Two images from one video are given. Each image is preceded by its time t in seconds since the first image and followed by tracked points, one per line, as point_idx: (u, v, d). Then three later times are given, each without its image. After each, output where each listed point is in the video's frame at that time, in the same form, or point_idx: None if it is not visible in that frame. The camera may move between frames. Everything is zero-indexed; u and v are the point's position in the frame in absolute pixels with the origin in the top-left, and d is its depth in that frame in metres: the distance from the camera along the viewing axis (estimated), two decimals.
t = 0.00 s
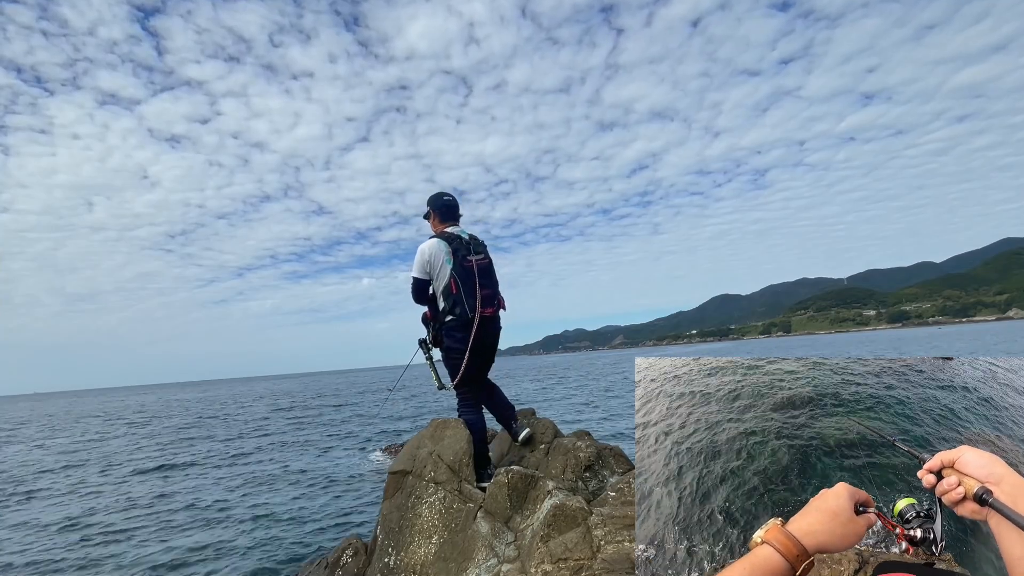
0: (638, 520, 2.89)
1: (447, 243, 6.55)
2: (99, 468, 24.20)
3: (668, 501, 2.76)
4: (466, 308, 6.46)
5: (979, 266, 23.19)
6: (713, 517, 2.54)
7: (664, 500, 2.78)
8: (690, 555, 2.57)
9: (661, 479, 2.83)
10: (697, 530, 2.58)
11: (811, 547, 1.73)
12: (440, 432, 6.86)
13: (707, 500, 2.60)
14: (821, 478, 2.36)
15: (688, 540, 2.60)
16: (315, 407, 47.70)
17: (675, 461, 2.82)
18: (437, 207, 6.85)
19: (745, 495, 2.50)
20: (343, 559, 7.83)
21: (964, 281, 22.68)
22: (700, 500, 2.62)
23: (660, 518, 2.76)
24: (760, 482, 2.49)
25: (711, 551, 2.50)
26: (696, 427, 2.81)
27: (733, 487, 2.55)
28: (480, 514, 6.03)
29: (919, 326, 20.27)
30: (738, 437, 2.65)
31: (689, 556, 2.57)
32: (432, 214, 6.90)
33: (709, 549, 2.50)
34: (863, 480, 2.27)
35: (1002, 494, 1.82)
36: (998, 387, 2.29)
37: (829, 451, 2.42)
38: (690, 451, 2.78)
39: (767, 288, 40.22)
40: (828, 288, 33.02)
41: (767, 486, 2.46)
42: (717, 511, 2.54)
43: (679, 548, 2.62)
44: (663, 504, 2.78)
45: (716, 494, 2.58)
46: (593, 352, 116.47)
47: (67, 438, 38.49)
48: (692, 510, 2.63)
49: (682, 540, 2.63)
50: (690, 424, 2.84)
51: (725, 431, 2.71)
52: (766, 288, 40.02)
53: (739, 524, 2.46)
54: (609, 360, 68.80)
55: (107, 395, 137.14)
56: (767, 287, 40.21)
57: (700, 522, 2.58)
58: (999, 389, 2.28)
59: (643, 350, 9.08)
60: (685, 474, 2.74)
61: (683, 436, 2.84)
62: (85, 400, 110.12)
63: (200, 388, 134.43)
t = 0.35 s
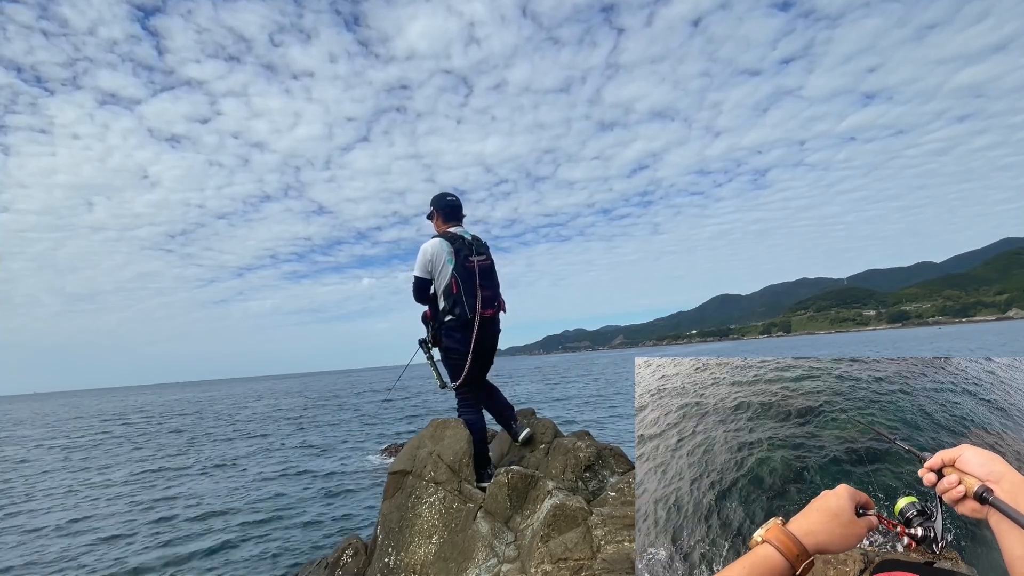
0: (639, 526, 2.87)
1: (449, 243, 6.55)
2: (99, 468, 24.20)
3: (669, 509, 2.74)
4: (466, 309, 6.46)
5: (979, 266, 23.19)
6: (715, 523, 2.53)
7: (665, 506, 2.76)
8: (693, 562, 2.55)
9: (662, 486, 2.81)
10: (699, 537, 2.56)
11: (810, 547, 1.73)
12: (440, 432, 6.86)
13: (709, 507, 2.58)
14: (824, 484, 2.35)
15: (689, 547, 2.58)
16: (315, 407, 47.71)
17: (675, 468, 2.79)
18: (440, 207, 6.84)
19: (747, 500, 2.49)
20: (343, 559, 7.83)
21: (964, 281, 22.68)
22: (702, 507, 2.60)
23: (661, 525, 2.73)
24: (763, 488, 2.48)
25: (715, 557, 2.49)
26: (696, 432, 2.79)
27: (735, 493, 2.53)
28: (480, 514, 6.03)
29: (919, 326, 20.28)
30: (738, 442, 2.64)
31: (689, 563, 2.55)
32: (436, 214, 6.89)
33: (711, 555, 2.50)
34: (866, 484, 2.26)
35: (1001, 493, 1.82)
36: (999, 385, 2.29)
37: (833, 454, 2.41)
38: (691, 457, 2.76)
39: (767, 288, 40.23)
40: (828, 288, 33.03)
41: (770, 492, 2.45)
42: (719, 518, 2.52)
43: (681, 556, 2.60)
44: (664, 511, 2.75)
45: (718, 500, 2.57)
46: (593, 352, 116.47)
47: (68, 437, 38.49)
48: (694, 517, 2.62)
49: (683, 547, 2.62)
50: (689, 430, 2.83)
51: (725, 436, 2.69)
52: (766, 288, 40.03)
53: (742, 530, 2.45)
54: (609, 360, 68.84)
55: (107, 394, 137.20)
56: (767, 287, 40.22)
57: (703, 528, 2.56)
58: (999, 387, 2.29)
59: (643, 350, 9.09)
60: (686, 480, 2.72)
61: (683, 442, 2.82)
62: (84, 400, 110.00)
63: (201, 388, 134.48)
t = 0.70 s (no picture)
0: (639, 529, 2.87)
1: (452, 243, 6.55)
2: (99, 468, 24.20)
3: (670, 511, 2.74)
4: (466, 309, 6.46)
5: (979, 266, 23.21)
6: (716, 526, 2.52)
7: (666, 509, 2.75)
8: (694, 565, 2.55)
9: (663, 489, 2.81)
10: (699, 540, 2.56)
11: (810, 548, 1.73)
12: (440, 432, 6.87)
13: (709, 508, 2.58)
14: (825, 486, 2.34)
15: (689, 549, 2.59)
16: (316, 407, 47.71)
17: (677, 470, 2.80)
18: (444, 206, 6.85)
19: (748, 503, 2.48)
20: (343, 559, 7.84)
21: (964, 281, 22.69)
22: (702, 510, 2.60)
23: (662, 527, 2.74)
24: (764, 490, 2.47)
25: (714, 560, 2.48)
26: (697, 435, 2.80)
27: (737, 495, 2.53)
28: (480, 514, 6.04)
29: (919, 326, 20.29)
30: (740, 445, 2.64)
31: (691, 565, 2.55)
32: (439, 213, 6.90)
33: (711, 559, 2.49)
34: (867, 486, 2.26)
35: (1001, 494, 1.83)
36: (1000, 384, 2.29)
37: (833, 455, 2.41)
38: (692, 459, 2.76)
39: (768, 287, 40.25)
40: (828, 288, 33.04)
41: (771, 494, 2.45)
42: (721, 521, 2.51)
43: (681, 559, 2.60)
44: (665, 512, 2.75)
45: (719, 502, 2.56)
46: (593, 352, 116.44)
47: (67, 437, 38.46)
48: (695, 519, 2.61)
49: (684, 550, 2.62)
50: (691, 432, 2.83)
51: (727, 438, 2.69)
52: (766, 288, 40.04)
53: (743, 531, 2.45)
54: (609, 360, 68.85)
55: (107, 394, 137.21)
56: (767, 287, 40.23)
57: (703, 531, 2.56)
58: (1001, 386, 2.28)
59: (642, 350, 9.10)
60: (687, 483, 2.72)
61: (684, 445, 2.82)
62: (83, 400, 109.94)
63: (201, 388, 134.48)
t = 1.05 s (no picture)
0: (639, 531, 2.87)
1: (454, 243, 6.55)
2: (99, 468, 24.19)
3: (668, 516, 2.74)
4: (467, 309, 6.45)
5: (979, 266, 23.22)
6: (713, 530, 2.52)
7: (664, 512, 2.76)
8: (691, 567, 2.54)
9: (664, 490, 2.82)
10: (696, 542, 2.57)
11: (810, 550, 1.74)
12: (440, 432, 6.88)
13: (706, 511, 2.58)
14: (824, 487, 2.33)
15: (689, 550, 2.58)
16: (316, 407, 47.72)
17: (675, 474, 2.81)
18: (446, 206, 6.85)
19: (745, 505, 2.48)
20: (343, 559, 7.84)
21: (964, 281, 22.71)
22: (701, 514, 2.60)
23: (661, 529, 2.74)
24: (761, 492, 2.47)
25: (713, 560, 2.48)
26: (696, 438, 2.80)
27: (735, 497, 2.53)
28: (480, 514, 6.04)
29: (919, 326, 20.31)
30: (739, 447, 2.63)
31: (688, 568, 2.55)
32: (441, 213, 6.90)
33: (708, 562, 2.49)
34: (868, 487, 2.26)
35: (1001, 496, 1.83)
36: (1003, 383, 2.28)
37: (833, 454, 2.41)
38: (691, 463, 2.76)
39: (768, 287, 40.28)
40: (828, 288, 33.07)
41: (768, 497, 2.44)
42: (718, 524, 2.52)
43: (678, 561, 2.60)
44: (662, 515, 2.75)
45: (716, 506, 2.56)
46: (593, 352, 116.44)
47: (68, 438, 38.44)
48: (694, 522, 2.61)
49: (684, 551, 2.61)
50: (691, 432, 2.84)
51: (725, 442, 2.69)
52: (766, 287, 40.08)
53: (743, 531, 2.44)
54: (609, 360, 68.89)
55: (107, 394, 137.26)
56: (767, 287, 40.26)
57: (702, 535, 2.56)
58: (1007, 387, 2.26)
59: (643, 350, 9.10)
60: (685, 485, 2.73)
61: (684, 446, 2.82)
62: (84, 401, 110.12)
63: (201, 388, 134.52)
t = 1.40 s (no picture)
0: (639, 531, 2.87)
1: (455, 243, 6.55)
2: (98, 469, 24.17)
3: (668, 520, 2.73)
4: (466, 309, 6.45)
5: (979, 266, 23.22)
6: (713, 531, 2.52)
7: (664, 514, 2.75)
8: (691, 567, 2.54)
9: (663, 491, 2.82)
10: (697, 545, 2.56)
11: (809, 549, 1.73)
12: (440, 432, 6.88)
13: (707, 515, 2.58)
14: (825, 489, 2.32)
15: (689, 551, 2.58)
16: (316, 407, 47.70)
17: (673, 474, 2.80)
18: (447, 206, 6.85)
19: (745, 507, 2.48)
20: (343, 559, 7.84)
21: (964, 281, 22.70)
22: (701, 517, 2.60)
23: (661, 530, 2.73)
24: (762, 495, 2.47)
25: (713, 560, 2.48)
26: (696, 441, 2.78)
27: (735, 498, 2.53)
28: (480, 514, 6.04)
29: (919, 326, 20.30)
30: (739, 452, 2.62)
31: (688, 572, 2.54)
32: (442, 213, 6.90)
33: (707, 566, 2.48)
34: (869, 486, 2.26)
35: (1001, 495, 1.82)
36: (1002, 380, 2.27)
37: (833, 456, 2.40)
38: (691, 466, 2.75)
39: (768, 288, 40.28)
40: (828, 288, 33.06)
41: (768, 499, 2.44)
42: (718, 528, 2.52)
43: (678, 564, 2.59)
44: (662, 517, 2.75)
45: (717, 507, 2.56)
46: (593, 352, 116.42)
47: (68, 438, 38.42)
48: (695, 525, 2.61)
49: (684, 551, 2.61)
50: (691, 432, 2.83)
51: (726, 445, 2.68)
52: (766, 288, 40.08)
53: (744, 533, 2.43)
54: (609, 360, 68.87)
55: (107, 394, 137.38)
56: (767, 287, 40.26)
57: (701, 537, 2.56)
58: (1005, 386, 2.25)
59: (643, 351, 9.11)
60: (684, 485, 2.73)
61: (684, 446, 2.82)
62: (84, 401, 110.22)
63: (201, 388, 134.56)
